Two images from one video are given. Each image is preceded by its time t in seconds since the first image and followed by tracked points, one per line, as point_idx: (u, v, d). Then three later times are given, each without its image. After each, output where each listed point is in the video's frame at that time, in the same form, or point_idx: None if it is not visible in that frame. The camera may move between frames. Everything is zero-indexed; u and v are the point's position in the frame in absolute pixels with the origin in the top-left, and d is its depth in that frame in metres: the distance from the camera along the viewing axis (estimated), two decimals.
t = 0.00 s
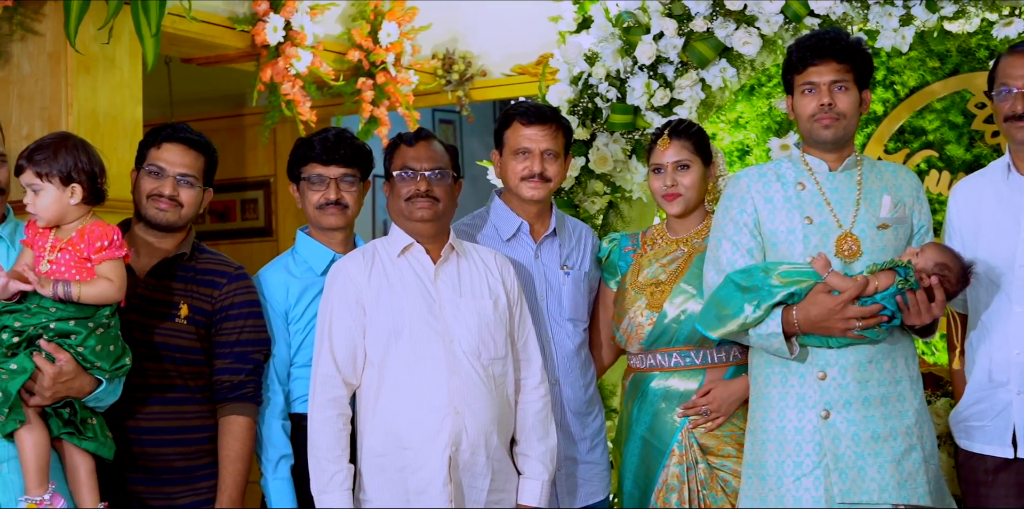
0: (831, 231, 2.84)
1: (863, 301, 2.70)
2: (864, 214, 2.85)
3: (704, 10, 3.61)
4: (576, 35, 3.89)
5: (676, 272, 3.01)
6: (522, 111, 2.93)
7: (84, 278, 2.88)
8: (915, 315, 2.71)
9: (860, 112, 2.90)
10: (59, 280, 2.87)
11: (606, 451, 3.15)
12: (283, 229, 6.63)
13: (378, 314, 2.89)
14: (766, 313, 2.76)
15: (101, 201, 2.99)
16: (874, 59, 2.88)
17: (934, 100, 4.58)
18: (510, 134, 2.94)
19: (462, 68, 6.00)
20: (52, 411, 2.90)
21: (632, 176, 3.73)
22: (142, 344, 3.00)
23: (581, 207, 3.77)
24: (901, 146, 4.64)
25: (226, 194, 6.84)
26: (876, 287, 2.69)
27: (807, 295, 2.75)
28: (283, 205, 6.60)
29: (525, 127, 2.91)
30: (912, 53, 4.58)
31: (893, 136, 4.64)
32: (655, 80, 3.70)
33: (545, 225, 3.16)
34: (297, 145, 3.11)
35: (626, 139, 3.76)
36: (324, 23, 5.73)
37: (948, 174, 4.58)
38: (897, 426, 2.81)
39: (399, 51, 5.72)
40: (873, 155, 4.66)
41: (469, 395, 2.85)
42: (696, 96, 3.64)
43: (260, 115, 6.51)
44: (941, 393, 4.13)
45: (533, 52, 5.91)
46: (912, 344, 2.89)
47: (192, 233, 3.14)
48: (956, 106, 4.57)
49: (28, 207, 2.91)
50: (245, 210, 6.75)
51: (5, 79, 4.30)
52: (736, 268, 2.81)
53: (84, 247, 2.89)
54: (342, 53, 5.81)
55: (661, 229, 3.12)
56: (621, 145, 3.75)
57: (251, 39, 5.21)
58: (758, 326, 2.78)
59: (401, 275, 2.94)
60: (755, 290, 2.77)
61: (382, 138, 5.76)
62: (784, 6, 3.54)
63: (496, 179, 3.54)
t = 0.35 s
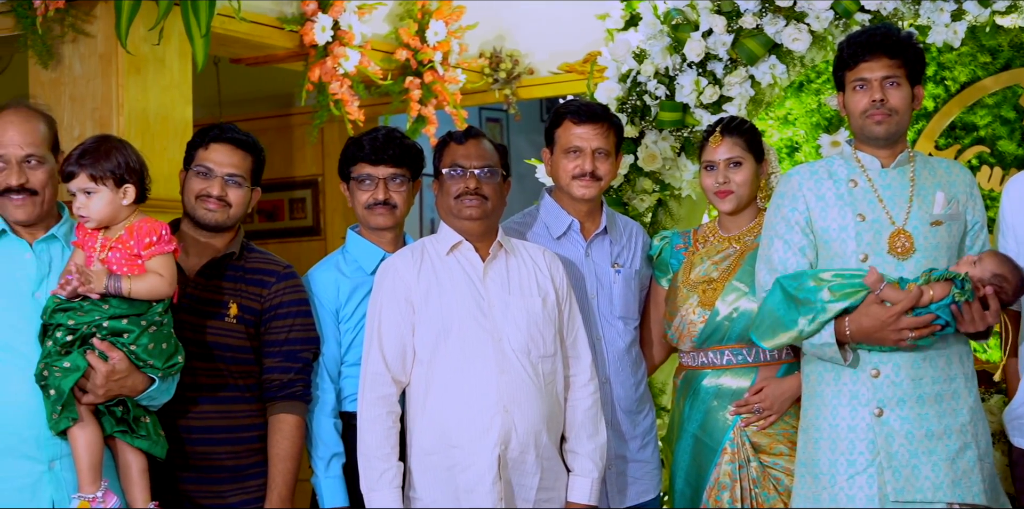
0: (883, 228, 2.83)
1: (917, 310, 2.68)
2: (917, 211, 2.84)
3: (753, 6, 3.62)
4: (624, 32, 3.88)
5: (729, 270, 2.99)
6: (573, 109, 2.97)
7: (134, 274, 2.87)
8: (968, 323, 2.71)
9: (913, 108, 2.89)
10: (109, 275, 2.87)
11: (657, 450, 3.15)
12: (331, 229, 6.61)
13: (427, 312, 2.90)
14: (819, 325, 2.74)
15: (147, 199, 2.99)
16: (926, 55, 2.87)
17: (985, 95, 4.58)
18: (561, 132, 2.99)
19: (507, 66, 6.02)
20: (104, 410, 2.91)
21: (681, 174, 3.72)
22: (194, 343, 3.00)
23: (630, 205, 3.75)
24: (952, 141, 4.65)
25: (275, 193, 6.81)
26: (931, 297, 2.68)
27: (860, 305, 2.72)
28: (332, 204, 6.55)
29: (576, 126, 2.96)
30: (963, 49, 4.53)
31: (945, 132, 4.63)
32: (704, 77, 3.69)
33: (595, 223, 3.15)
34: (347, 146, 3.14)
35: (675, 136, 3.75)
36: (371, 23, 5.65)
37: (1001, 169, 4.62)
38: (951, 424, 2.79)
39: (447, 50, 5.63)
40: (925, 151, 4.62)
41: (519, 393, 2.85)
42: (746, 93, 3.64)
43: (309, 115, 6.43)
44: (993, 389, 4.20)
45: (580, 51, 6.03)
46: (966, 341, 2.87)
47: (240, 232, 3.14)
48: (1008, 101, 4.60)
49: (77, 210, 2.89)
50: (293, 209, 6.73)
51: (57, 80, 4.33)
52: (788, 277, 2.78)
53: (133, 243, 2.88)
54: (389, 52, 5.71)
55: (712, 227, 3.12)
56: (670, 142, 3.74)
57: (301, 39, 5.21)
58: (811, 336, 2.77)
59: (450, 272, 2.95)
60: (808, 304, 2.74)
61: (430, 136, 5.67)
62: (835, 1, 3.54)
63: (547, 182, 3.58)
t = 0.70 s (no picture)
0: (935, 227, 2.82)
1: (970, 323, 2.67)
2: (969, 210, 2.82)
3: (802, 4, 3.61)
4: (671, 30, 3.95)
5: (780, 269, 2.99)
6: (624, 108, 3.07)
7: (185, 275, 2.88)
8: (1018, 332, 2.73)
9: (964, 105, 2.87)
10: (164, 278, 2.86)
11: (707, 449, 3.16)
12: (380, 228, 6.60)
13: (475, 311, 2.91)
14: (871, 337, 2.73)
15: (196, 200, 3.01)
16: (977, 52, 2.84)
17: None
18: (612, 131, 3.08)
19: (554, 65, 5.93)
20: (154, 409, 2.92)
21: (729, 172, 3.74)
22: (244, 342, 3.02)
23: (679, 203, 3.80)
24: (1003, 139, 4.67)
25: (324, 192, 6.83)
26: (985, 310, 2.66)
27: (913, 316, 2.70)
28: (379, 202, 6.58)
29: (627, 124, 3.06)
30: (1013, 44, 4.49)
31: (995, 129, 4.66)
32: (752, 75, 3.69)
33: (646, 222, 3.15)
34: (394, 146, 3.16)
35: (724, 134, 3.77)
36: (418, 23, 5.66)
37: None
38: (1004, 425, 2.78)
39: (494, 50, 5.63)
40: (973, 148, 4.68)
41: (567, 391, 2.85)
42: (794, 91, 3.63)
43: (359, 114, 6.45)
44: None
45: (629, 49, 5.99)
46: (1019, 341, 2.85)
47: (291, 232, 3.16)
48: None
49: (132, 210, 2.91)
50: (342, 209, 6.75)
51: (110, 80, 4.38)
52: (840, 287, 2.75)
53: (182, 243, 2.89)
54: (437, 51, 5.74)
55: (762, 226, 3.11)
56: (718, 141, 3.76)
57: (348, 38, 5.23)
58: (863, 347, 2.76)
59: (499, 270, 2.95)
60: (860, 317, 2.72)
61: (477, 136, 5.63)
62: None
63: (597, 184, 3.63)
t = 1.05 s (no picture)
0: (976, 228, 2.80)
1: (1011, 316, 2.66)
2: (1011, 211, 2.82)
3: (841, 4, 3.63)
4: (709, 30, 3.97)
5: (820, 270, 2.99)
6: (663, 108, 3.08)
7: (226, 276, 2.89)
8: None
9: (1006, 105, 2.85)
10: (204, 282, 2.87)
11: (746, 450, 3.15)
12: (416, 228, 6.62)
13: (514, 311, 2.91)
14: (911, 329, 2.71)
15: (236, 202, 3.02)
16: (1021, 51, 2.82)
17: None
18: (651, 130, 3.10)
19: (592, 65, 5.97)
20: (192, 409, 2.91)
21: (768, 173, 3.72)
22: (281, 342, 3.03)
23: (717, 204, 3.80)
24: None
25: (361, 193, 6.85)
26: None
27: (953, 309, 2.68)
28: (416, 204, 6.59)
29: (666, 124, 3.07)
30: None
31: None
32: (791, 75, 3.70)
33: (685, 223, 3.15)
34: (432, 148, 3.17)
35: (762, 135, 3.76)
36: (456, 23, 5.65)
37: None
38: None
39: (531, 50, 5.64)
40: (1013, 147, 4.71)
41: (605, 392, 2.84)
42: (834, 91, 3.63)
43: (396, 115, 6.50)
44: None
45: (665, 49, 5.93)
46: None
47: (329, 232, 3.17)
48: None
49: (175, 210, 2.92)
50: (378, 209, 6.77)
51: (148, 82, 4.42)
52: (881, 279, 2.74)
53: (223, 244, 2.90)
54: (474, 52, 5.72)
55: (802, 226, 3.12)
56: (756, 141, 3.75)
57: (385, 39, 5.23)
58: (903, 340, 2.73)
59: (538, 271, 2.95)
60: (900, 307, 2.71)
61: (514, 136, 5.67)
62: None
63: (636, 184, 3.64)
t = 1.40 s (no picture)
0: (1016, 230, 2.79)
1: None
2: None
3: (878, 4, 3.61)
4: (745, 31, 4.01)
5: (857, 273, 3.00)
6: (699, 109, 3.09)
7: (262, 280, 2.90)
8: None
9: None
10: (241, 285, 2.89)
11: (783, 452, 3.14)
12: (450, 229, 6.68)
13: (552, 312, 2.91)
14: (948, 319, 2.68)
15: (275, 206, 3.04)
16: None
17: None
18: (687, 132, 3.10)
19: (626, 66, 5.96)
20: (230, 411, 2.92)
21: (805, 174, 3.73)
22: (319, 345, 3.04)
23: (754, 206, 3.80)
24: None
25: (395, 194, 6.89)
26: None
27: (991, 299, 2.65)
28: (451, 205, 6.66)
29: (701, 125, 3.07)
30: None
31: None
32: (828, 76, 3.70)
33: (722, 224, 3.15)
34: (468, 151, 3.20)
35: (799, 137, 3.75)
36: (490, 26, 5.69)
37: None
38: None
39: (566, 52, 5.65)
40: None
41: (643, 394, 2.84)
42: (871, 92, 3.61)
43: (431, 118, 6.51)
44: None
45: (700, 49, 5.92)
46: None
47: (366, 234, 3.18)
48: None
49: (207, 209, 2.94)
50: (413, 211, 6.81)
51: (187, 85, 4.46)
52: (918, 271, 2.73)
53: (260, 247, 2.91)
54: (509, 54, 5.76)
55: (840, 228, 3.12)
56: (793, 143, 3.75)
57: (421, 42, 5.25)
58: (940, 331, 2.71)
59: (576, 272, 2.96)
60: (937, 296, 2.68)
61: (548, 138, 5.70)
62: None
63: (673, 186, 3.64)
